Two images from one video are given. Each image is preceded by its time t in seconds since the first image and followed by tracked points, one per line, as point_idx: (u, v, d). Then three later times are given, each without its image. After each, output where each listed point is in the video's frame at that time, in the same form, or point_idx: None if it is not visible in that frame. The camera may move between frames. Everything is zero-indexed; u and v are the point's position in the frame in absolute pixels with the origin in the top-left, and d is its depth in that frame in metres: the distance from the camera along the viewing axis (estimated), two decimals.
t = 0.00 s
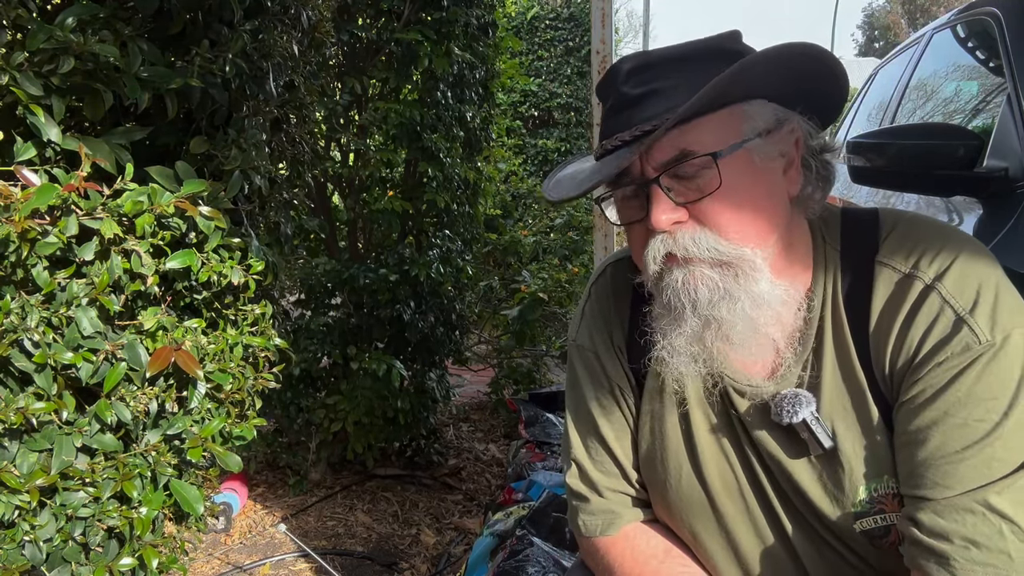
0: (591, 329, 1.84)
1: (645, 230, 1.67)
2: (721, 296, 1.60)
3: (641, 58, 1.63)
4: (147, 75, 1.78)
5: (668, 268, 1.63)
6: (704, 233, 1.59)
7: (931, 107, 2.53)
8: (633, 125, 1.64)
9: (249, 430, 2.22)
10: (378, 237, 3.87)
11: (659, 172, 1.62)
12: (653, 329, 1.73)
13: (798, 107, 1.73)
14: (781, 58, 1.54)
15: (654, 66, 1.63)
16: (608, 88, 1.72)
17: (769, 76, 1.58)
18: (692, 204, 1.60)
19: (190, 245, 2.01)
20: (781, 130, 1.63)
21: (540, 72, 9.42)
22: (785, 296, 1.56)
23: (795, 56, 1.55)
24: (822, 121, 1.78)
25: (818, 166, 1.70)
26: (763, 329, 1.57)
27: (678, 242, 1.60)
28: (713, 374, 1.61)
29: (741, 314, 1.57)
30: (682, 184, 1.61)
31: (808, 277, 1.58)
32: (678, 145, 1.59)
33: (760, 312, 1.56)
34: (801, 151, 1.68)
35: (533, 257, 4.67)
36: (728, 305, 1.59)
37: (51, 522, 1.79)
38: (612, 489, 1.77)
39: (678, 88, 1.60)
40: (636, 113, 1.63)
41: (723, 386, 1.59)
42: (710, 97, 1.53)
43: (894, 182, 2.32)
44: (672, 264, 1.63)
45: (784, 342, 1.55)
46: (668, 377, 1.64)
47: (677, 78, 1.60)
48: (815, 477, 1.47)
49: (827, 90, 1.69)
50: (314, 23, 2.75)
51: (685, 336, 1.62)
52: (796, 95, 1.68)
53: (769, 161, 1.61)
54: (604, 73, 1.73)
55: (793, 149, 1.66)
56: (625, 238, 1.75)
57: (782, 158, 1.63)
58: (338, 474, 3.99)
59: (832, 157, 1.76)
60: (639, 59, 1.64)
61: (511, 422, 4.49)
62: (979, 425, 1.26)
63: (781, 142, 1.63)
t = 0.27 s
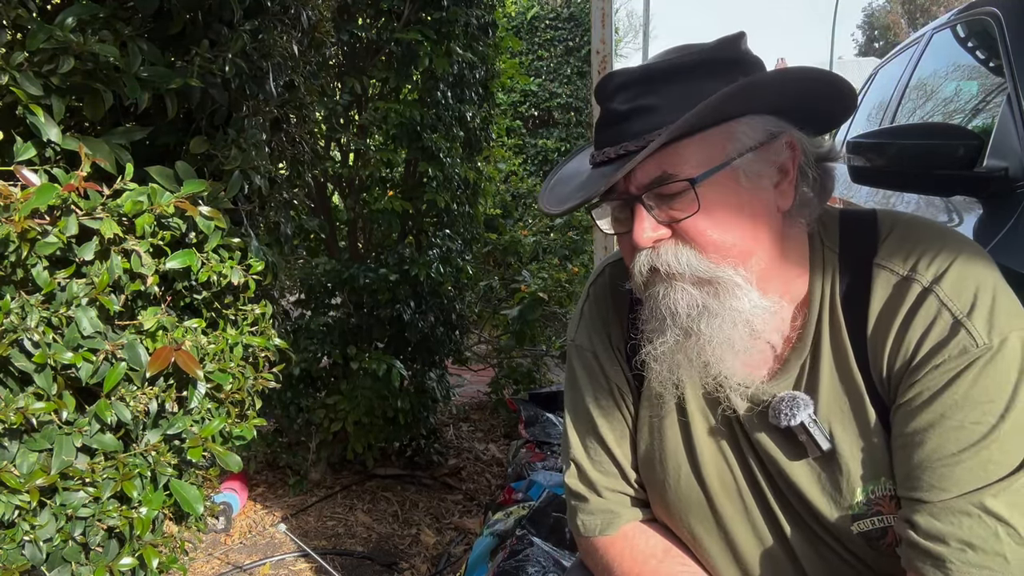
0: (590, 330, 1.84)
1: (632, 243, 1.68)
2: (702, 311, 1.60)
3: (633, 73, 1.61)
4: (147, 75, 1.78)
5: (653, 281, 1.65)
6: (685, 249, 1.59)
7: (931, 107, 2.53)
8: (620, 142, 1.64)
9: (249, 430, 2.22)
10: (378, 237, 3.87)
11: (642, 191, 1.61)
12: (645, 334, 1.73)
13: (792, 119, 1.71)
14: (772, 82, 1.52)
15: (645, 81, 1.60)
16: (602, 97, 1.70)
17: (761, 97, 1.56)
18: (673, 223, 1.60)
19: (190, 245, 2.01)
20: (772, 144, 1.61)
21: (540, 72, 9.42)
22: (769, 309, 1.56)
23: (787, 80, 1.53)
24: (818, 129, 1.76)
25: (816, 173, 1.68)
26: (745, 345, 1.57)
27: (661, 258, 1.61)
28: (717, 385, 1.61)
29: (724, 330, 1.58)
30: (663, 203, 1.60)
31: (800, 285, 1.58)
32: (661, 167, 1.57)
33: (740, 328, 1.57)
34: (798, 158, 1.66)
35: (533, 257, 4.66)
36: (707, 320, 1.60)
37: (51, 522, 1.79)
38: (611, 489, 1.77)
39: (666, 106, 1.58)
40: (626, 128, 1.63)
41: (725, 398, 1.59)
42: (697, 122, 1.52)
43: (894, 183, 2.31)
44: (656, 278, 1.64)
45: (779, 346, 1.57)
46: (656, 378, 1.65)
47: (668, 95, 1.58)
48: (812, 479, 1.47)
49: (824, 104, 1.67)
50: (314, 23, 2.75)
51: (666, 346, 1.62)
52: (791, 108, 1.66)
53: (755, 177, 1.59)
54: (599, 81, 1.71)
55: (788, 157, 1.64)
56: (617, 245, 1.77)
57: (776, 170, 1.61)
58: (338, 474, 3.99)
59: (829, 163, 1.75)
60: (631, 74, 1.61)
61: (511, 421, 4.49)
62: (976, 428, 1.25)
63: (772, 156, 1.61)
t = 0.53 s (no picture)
0: (587, 330, 1.84)
1: (626, 247, 1.68)
2: (696, 316, 1.60)
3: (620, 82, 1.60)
4: (147, 75, 1.78)
5: (648, 284, 1.65)
6: (678, 254, 1.59)
7: (931, 107, 2.53)
8: (609, 150, 1.63)
9: (249, 430, 2.22)
10: (378, 237, 3.87)
11: (632, 198, 1.61)
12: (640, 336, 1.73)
13: (783, 119, 1.70)
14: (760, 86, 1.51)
15: (633, 89, 1.59)
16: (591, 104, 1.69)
17: (750, 100, 1.55)
18: (665, 228, 1.59)
19: (190, 245, 2.01)
20: (763, 148, 1.60)
21: (540, 72, 9.42)
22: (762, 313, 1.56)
23: (775, 86, 1.53)
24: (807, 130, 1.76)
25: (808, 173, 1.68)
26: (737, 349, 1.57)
27: (654, 262, 1.61)
28: (712, 386, 1.61)
29: (718, 334, 1.57)
30: (655, 209, 1.59)
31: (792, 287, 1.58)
32: (650, 174, 1.57)
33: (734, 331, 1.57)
34: (788, 160, 1.65)
35: (533, 257, 4.62)
36: (700, 324, 1.60)
37: (51, 522, 1.79)
38: (609, 488, 1.77)
39: (656, 113, 1.56)
40: (615, 136, 1.62)
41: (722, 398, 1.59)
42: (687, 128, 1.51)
43: (894, 182, 2.30)
44: (652, 281, 1.64)
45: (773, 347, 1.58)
46: (651, 383, 1.65)
47: (657, 101, 1.57)
48: (808, 476, 1.47)
49: (812, 106, 1.67)
50: (314, 23, 2.75)
51: (661, 351, 1.63)
52: (780, 112, 1.66)
53: (746, 181, 1.58)
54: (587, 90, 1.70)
55: (778, 159, 1.63)
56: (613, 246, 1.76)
57: (766, 172, 1.61)
58: (338, 474, 3.98)
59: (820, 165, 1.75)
60: (618, 82, 1.60)
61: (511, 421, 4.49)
62: (971, 423, 1.25)
63: (762, 160, 1.61)
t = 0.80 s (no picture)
0: (586, 330, 1.84)
1: (629, 240, 1.68)
2: (707, 309, 1.60)
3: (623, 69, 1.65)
4: (147, 75, 1.78)
5: (655, 278, 1.64)
6: (687, 240, 1.59)
7: (931, 107, 2.53)
8: (614, 135, 1.66)
9: (249, 430, 2.22)
10: (378, 237, 3.87)
11: (639, 181, 1.62)
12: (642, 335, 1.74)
13: (787, 114, 1.71)
14: (762, 67, 1.54)
15: (636, 76, 1.64)
16: (595, 96, 1.74)
17: (751, 84, 1.58)
18: (673, 215, 1.60)
19: (189, 245, 2.01)
20: (764, 136, 1.62)
21: (540, 72, 9.42)
22: (768, 306, 1.55)
23: (773, 66, 1.54)
24: (814, 129, 1.77)
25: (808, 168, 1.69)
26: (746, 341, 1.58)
27: (661, 251, 1.61)
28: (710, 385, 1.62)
29: (725, 325, 1.57)
30: (661, 195, 1.61)
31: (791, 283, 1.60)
32: (656, 154, 1.58)
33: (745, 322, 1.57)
34: (788, 155, 1.66)
35: (533, 257, 4.64)
36: (712, 318, 1.60)
37: (51, 522, 1.79)
38: (607, 488, 1.77)
39: (659, 97, 1.60)
40: (620, 121, 1.64)
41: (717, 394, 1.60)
42: (691, 106, 1.53)
43: (894, 183, 2.31)
44: (658, 273, 1.64)
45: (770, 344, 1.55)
46: (656, 384, 1.63)
47: (660, 87, 1.61)
48: (806, 475, 1.47)
49: (815, 97, 1.68)
50: (314, 23, 2.75)
51: (672, 348, 1.63)
52: (781, 102, 1.67)
53: (750, 168, 1.60)
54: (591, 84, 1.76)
55: (778, 151, 1.64)
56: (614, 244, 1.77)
57: (767, 163, 1.62)
58: (338, 474, 3.98)
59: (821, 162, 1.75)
60: (621, 69, 1.65)
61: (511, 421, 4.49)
62: (968, 420, 1.25)
63: (765, 148, 1.62)
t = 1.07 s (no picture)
0: (585, 330, 1.84)
1: (636, 230, 1.68)
2: (718, 298, 1.59)
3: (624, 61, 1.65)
4: (147, 75, 1.78)
5: (662, 269, 1.63)
6: (695, 226, 1.59)
7: (931, 107, 2.53)
8: (618, 126, 1.65)
9: (249, 430, 2.22)
10: (378, 237, 3.86)
11: (646, 168, 1.63)
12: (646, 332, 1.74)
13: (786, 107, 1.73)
14: (767, 53, 1.56)
15: (640, 66, 1.64)
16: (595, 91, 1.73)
17: (755, 72, 1.60)
18: (680, 201, 1.60)
19: (190, 245, 2.02)
20: (766, 127, 1.64)
21: (540, 72, 9.42)
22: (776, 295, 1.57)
23: (772, 50, 1.55)
24: (811, 124, 1.78)
25: (806, 165, 1.72)
26: (756, 327, 1.58)
27: (670, 239, 1.60)
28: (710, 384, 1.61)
29: (734, 313, 1.58)
30: (669, 182, 1.61)
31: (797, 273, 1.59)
32: (665, 139, 1.59)
33: (755, 308, 1.57)
34: (788, 149, 1.68)
35: (533, 257, 4.64)
36: (724, 307, 1.59)
37: (51, 522, 1.79)
38: (608, 489, 1.76)
39: (664, 86, 1.61)
40: (622, 113, 1.64)
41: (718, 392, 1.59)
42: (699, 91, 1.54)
43: (894, 183, 2.32)
44: (665, 263, 1.63)
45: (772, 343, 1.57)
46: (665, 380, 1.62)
47: (661, 78, 1.61)
48: (809, 473, 1.47)
49: (811, 83, 1.69)
50: (314, 23, 2.75)
51: (683, 340, 1.62)
52: (779, 90, 1.68)
53: (755, 157, 1.61)
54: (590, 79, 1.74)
55: (779, 144, 1.66)
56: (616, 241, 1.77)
57: (769, 155, 1.64)
58: (338, 474, 3.98)
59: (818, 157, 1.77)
60: (624, 61, 1.65)
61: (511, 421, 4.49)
62: (973, 415, 1.25)
63: (767, 138, 1.64)
